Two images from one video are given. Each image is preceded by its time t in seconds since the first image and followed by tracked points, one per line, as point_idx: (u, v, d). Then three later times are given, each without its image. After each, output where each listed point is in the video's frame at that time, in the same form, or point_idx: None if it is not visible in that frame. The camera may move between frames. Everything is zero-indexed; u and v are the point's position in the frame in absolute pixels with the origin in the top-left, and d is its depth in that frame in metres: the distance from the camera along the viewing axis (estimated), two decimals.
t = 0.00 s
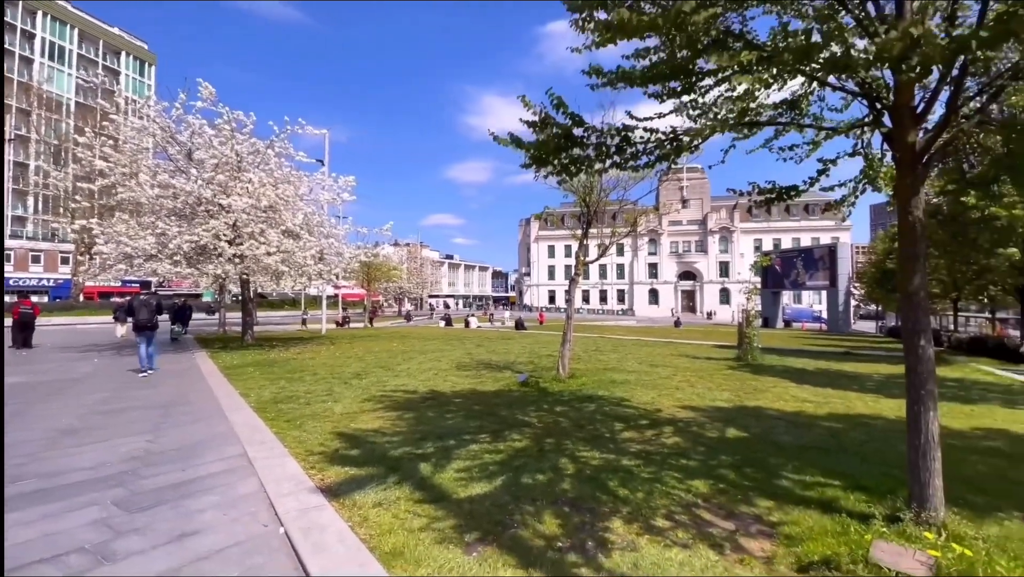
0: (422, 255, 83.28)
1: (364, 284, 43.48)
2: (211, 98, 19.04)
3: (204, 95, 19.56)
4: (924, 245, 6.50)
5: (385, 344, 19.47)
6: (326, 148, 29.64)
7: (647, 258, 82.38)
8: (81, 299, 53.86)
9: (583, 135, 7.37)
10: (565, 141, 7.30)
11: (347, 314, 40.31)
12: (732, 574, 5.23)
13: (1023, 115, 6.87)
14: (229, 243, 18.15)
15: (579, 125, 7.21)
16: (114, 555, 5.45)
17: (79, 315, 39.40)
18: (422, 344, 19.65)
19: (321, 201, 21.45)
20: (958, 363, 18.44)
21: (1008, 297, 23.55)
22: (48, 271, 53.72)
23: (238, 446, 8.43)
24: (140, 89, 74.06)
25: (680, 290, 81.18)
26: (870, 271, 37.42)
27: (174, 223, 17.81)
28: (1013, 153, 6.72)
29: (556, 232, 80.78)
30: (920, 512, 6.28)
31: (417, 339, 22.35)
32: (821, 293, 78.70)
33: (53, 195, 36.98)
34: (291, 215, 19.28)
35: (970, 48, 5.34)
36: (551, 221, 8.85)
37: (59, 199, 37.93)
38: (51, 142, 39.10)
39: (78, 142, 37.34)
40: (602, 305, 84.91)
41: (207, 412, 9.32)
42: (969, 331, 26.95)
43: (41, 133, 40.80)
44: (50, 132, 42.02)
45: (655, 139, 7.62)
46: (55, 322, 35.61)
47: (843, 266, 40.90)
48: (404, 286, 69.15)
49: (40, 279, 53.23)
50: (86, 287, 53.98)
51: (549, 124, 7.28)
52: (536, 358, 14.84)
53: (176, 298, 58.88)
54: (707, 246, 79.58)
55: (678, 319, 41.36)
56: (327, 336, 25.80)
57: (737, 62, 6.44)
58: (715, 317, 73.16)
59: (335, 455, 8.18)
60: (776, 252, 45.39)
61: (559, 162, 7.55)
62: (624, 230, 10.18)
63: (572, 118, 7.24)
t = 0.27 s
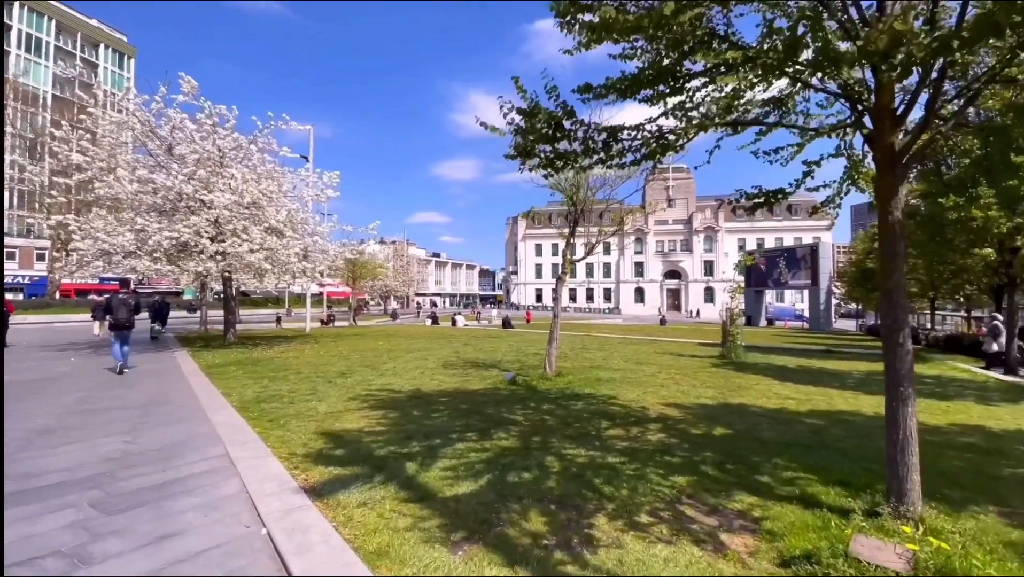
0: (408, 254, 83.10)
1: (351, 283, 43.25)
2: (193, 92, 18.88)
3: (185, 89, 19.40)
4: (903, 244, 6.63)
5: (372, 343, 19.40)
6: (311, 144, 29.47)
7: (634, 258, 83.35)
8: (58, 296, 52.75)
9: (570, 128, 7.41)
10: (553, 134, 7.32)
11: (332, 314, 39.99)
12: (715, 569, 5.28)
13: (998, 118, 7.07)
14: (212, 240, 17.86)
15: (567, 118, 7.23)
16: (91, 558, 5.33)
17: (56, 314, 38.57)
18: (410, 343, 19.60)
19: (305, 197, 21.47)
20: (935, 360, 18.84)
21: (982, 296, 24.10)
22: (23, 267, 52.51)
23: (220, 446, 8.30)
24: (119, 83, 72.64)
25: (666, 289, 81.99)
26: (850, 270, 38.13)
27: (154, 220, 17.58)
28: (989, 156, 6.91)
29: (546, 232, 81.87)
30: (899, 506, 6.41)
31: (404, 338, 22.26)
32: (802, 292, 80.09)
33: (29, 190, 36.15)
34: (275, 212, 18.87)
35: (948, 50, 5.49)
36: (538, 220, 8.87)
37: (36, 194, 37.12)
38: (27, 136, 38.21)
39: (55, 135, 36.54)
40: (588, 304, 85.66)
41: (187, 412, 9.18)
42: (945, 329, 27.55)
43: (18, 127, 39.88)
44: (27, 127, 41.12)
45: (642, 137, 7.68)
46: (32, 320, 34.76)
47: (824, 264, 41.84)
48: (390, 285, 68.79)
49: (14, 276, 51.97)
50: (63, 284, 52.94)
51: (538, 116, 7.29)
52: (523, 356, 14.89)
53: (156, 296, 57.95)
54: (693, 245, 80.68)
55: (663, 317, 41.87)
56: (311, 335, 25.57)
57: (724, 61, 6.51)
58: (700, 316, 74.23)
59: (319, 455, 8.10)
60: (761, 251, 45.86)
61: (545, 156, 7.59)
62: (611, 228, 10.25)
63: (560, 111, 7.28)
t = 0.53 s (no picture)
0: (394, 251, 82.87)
1: (337, 282, 43.04)
2: (174, 86, 18.59)
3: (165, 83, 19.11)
4: (882, 245, 6.80)
5: (358, 343, 19.31)
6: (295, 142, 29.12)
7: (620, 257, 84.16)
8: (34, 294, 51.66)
9: (558, 127, 7.41)
10: (540, 132, 7.30)
11: (318, 313, 39.71)
12: (699, 565, 5.35)
13: (974, 122, 7.25)
14: (193, 238, 17.78)
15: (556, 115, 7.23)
16: (67, 563, 5.20)
17: (32, 313, 37.77)
18: (396, 343, 19.54)
19: (288, 195, 21.57)
20: (912, 359, 19.23)
21: (957, 296, 24.63)
22: None
23: (201, 447, 8.16)
24: (97, 76, 71.20)
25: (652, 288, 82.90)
26: (831, 270, 38.74)
27: (132, 216, 17.33)
28: (966, 159, 7.07)
29: (535, 232, 83.60)
30: (877, 502, 6.56)
31: (390, 338, 22.15)
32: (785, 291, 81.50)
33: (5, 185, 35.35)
34: (257, 209, 19.03)
35: (929, 51, 5.56)
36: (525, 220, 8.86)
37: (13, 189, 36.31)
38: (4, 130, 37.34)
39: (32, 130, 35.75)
40: (575, 303, 86.29)
41: (167, 413, 9.02)
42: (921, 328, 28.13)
43: None
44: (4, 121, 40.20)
45: (629, 136, 7.69)
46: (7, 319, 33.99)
47: (807, 265, 42.67)
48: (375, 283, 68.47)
49: None
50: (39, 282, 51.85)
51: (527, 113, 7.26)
52: (511, 355, 14.94)
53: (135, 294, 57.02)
54: (679, 245, 81.79)
55: (648, 316, 42.30)
56: (294, 334, 25.34)
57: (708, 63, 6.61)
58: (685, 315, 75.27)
59: (303, 455, 8.02)
60: (744, 249, 45.97)
61: (533, 154, 7.59)
62: (598, 228, 10.31)
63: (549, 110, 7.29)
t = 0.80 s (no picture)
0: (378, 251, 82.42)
1: (323, 282, 42.71)
2: (152, 81, 18.15)
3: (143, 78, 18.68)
4: (861, 247, 6.94)
5: (341, 344, 19.18)
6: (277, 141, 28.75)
7: (606, 258, 84.76)
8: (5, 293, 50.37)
9: (543, 133, 7.40)
10: (524, 139, 7.28)
11: (301, 314, 39.28)
12: (682, 564, 5.39)
13: (950, 128, 7.43)
14: (172, 237, 17.62)
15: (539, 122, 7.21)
16: (39, 570, 5.05)
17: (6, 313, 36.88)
18: (381, 344, 19.43)
19: (271, 195, 21.31)
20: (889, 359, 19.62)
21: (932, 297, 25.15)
22: None
23: (179, 450, 7.97)
24: (73, 70, 69.57)
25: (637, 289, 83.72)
26: (812, 272, 39.32)
27: (108, 214, 17.07)
28: (941, 164, 7.24)
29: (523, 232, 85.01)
30: (856, 499, 6.69)
31: (375, 339, 22.01)
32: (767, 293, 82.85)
33: None
34: (238, 208, 18.88)
35: (908, 59, 5.68)
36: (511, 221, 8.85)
37: None
38: None
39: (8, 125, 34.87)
40: (561, 304, 86.74)
41: (143, 416, 8.81)
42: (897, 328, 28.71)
43: None
44: None
45: (614, 139, 7.71)
46: None
47: (788, 267, 43.38)
48: (359, 283, 68.03)
49: None
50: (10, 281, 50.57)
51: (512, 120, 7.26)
52: (497, 356, 14.95)
53: (112, 293, 55.92)
54: (664, 246, 82.71)
55: (634, 318, 42.81)
56: (276, 335, 25.05)
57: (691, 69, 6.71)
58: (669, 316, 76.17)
59: (285, 459, 7.89)
60: (727, 252, 46.78)
61: (518, 159, 7.58)
62: (584, 229, 10.38)
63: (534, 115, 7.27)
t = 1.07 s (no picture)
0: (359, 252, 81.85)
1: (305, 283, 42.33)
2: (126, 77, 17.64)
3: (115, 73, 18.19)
4: (837, 250, 7.08)
5: (322, 347, 19.05)
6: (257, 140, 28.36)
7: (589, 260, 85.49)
8: None
9: (527, 132, 7.39)
10: (509, 138, 7.25)
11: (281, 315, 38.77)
12: (664, 564, 5.42)
13: (921, 135, 7.62)
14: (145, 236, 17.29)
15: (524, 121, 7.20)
16: None
17: None
18: (362, 346, 19.31)
19: (250, 195, 20.98)
20: (863, 360, 20.05)
21: (903, 299, 25.76)
22: None
23: (152, 455, 7.73)
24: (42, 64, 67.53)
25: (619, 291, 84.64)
26: (789, 274, 40.05)
27: (78, 212, 16.62)
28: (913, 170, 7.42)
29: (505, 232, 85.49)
30: (833, 498, 6.80)
31: (356, 342, 21.84)
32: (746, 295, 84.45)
33: None
34: (215, 208, 18.69)
35: (887, 61, 5.74)
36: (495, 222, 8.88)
37: None
38: None
39: None
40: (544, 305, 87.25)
41: (115, 420, 8.55)
42: (870, 330, 29.35)
43: None
44: None
45: (597, 142, 7.74)
46: None
47: (767, 270, 44.31)
48: (339, 284, 67.42)
49: None
50: None
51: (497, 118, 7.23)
52: (480, 358, 14.95)
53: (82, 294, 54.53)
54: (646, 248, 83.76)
55: (616, 320, 43.91)
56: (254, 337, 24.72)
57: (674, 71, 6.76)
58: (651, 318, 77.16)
59: (263, 463, 7.73)
60: (707, 255, 47.82)
61: (503, 158, 7.55)
62: (567, 231, 10.47)
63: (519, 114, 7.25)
